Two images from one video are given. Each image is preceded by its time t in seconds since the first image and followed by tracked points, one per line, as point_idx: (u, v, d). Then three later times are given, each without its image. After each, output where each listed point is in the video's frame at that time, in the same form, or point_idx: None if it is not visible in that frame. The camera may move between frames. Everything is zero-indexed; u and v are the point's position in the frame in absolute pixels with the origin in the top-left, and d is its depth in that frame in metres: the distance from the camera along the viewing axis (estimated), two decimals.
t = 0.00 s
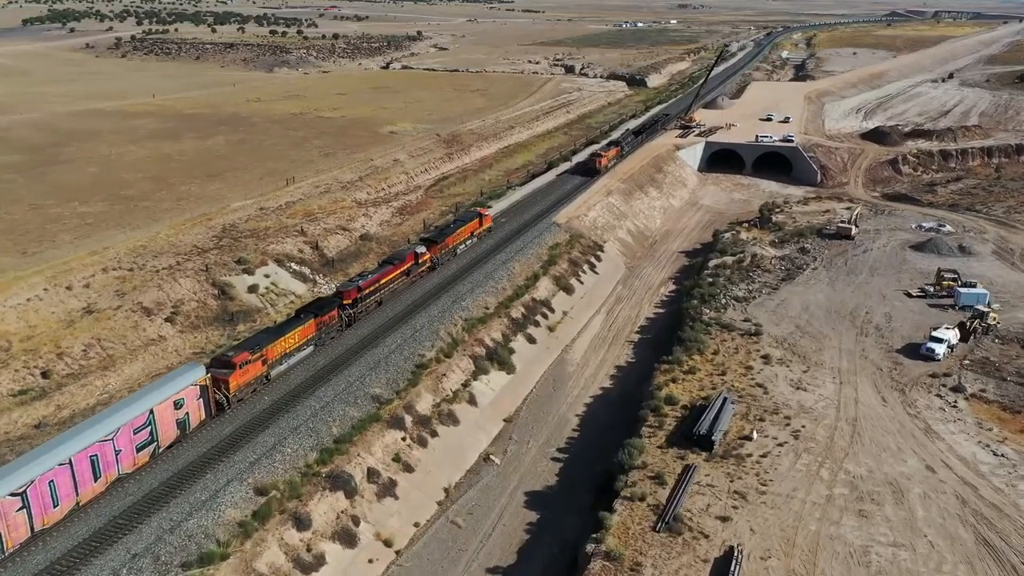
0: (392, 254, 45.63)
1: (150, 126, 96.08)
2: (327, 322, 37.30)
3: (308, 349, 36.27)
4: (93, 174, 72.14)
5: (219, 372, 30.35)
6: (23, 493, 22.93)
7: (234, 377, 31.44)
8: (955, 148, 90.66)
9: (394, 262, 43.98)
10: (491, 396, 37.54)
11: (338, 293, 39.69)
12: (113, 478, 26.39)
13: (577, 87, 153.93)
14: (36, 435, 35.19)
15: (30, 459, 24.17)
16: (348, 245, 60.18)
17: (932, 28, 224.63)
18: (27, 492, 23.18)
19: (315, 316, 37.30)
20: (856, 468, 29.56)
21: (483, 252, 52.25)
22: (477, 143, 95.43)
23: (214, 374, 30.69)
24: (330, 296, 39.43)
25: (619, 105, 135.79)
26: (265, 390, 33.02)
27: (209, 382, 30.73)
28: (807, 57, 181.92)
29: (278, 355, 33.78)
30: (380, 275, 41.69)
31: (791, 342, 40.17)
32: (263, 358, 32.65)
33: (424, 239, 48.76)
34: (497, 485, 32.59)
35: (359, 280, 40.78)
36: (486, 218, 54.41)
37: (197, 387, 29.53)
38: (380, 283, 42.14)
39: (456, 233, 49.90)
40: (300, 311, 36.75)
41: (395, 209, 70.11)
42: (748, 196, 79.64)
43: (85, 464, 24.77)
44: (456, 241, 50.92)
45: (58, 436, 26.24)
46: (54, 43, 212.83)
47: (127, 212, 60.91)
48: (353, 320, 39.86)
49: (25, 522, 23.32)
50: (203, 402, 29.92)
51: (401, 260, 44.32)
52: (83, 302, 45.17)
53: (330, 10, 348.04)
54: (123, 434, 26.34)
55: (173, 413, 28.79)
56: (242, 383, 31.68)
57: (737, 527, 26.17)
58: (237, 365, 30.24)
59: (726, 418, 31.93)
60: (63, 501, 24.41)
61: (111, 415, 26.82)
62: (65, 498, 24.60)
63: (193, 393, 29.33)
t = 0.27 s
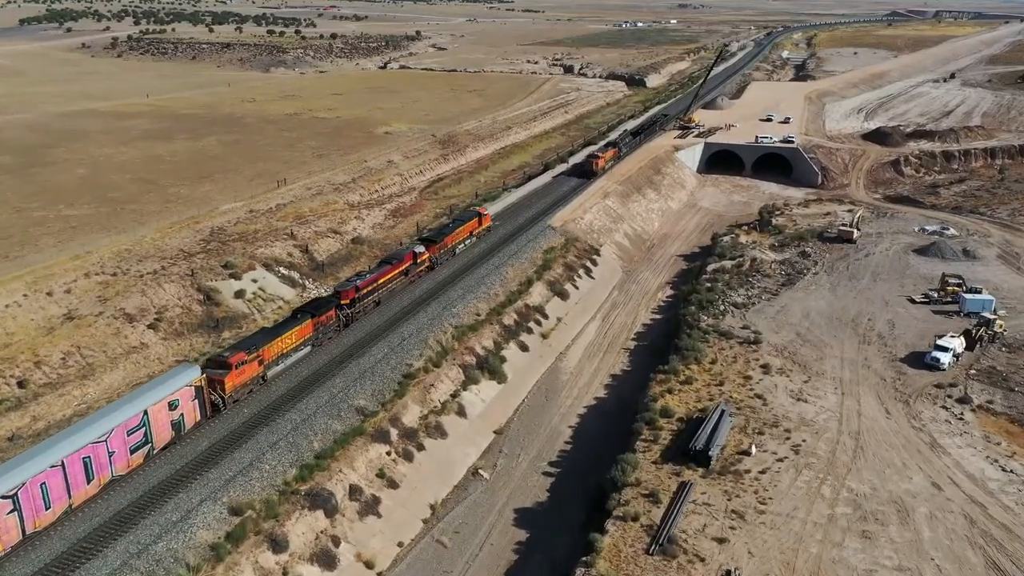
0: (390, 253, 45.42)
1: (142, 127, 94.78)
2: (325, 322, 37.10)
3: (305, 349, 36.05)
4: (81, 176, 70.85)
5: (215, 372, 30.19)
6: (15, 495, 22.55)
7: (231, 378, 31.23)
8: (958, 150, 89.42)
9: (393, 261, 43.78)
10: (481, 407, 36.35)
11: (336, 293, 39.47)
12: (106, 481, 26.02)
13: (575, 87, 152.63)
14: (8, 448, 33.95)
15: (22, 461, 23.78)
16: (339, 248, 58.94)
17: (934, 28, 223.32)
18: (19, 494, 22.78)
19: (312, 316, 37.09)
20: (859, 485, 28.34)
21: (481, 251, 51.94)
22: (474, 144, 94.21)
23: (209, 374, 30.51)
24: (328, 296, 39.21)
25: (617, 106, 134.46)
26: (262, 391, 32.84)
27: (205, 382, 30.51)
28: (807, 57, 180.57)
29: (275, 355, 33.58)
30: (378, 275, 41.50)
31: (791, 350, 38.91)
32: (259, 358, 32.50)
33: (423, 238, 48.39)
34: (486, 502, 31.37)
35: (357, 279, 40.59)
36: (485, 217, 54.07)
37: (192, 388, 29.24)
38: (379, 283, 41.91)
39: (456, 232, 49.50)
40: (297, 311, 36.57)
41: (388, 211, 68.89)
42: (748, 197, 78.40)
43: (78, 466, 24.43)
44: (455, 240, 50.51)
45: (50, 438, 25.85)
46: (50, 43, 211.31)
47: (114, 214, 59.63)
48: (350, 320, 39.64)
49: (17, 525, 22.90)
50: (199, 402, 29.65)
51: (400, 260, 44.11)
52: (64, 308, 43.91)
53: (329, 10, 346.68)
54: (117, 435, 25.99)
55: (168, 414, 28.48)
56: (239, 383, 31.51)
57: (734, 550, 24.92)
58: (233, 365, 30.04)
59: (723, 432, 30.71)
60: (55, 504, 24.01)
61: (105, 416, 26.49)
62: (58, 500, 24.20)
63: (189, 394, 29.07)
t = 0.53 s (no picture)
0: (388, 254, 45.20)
1: (132, 128, 93.28)
2: (321, 322, 36.81)
3: (301, 350, 35.73)
4: (66, 178, 69.37)
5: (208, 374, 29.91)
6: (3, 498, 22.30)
7: (225, 379, 30.86)
8: (961, 151, 88.00)
9: (390, 262, 43.58)
10: (468, 421, 34.96)
11: (333, 294, 39.19)
12: (98, 484, 25.76)
13: (574, 87, 151.16)
14: None
15: (12, 464, 23.57)
16: (328, 253, 57.48)
17: (935, 28, 221.87)
18: (8, 497, 22.52)
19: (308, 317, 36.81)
20: (862, 508, 26.91)
21: (478, 252, 51.62)
22: (469, 146, 92.78)
23: (202, 376, 30.23)
24: (325, 296, 38.94)
25: (615, 107, 133.03)
26: (256, 393, 32.53)
27: (198, 384, 30.21)
28: (808, 57, 179.04)
29: (270, 357, 33.28)
30: (375, 275, 41.23)
31: (790, 362, 37.46)
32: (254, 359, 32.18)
33: (420, 239, 48.10)
34: (470, 523, 29.96)
35: (354, 280, 40.33)
36: (485, 217, 53.79)
37: (185, 391, 28.94)
38: (376, 283, 41.64)
39: (454, 233, 49.23)
40: (293, 312, 36.31)
41: (380, 214, 67.45)
42: (747, 200, 76.95)
43: (68, 469, 24.20)
44: (454, 241, 50.21)
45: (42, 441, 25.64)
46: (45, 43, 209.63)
47: (97, 218, 58.18)
48: (347, 321, 39.34)
49: (5, 529, 22.64)
50: (192, 404, 29.34)
51: (397, 260, 43.87)
52: (39, 316, 42.49)
53: (327, 10, 345.16)
54: (108, 438, 25.70)
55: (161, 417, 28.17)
56: (233, 385, 31.18)
57: None
58: (227, 366, 29.71)
59: (719, 450, 29.30)
60: (45, 508, 23.75)
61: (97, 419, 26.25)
62: (48, 504, 23.92)
63: (182, 396, 28.75)
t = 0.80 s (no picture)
0: (384, 254, 44.83)
1: (122, 129, 91.92)
2: (316, 324, 36.48)
3: (297, 352, 35.37)
4: (50, 182, 67.99)
5: (201, 376, 29.54)
6: None
7: (219, 382, 30.48)
8: (963, 153, 86.60)
9: (387, 262, 43.27)
10: (454, 437, 33.57)
11: (328, 295, 38.77)
12: (89, 488, 25.62)
13: (572, 87, 149.81)
14: None
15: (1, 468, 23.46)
16: (315, 258, 56.06)
17: (937, 28, 220.45)
18: None
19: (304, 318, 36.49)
20: (864, 534, 25.51)
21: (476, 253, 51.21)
22: (464, 148, 91.42)
23: (196, 378, 29.94)
24: (321, 297, 38.61)
25: (613, 107, 131.62)
26: (251, 395, 32.13)
27: (191, 387, 29.87)
28: (808, 57, 177.56)
29: (265, 358, 32.91)
30: (371, 276, 40.89)
31: (789, 375, 36.04)
32: (248, 362, 31.73)
33: (417, 240, 47.77)
34: (453, 547, 28.60)
35: (350, 280, 39.96)
36: (483, 218, 53.48)
37: (178, 393, 28.73)
38: (372, 284, 41.30)
39: (451, 233, 49.00)
40: (289, 313, 35.96)
41: (371, 218, 66.08)
42: (746, 203, 75.56)
43: (57, 473, 24.05)
44: (452, 241, 49.93)
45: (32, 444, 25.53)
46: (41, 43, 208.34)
47: (78, 223, 56.79)
48: (343, 322, 39.02)
49: None
50: (184, 407, 29.13)
51: (394, 261, 43.54)
52: (12, 325, 41.08)
53: (326, 10, 343.87)
54: (98, 442, 25.55)
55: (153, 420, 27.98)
56: (227, 387, 30.79)
57: None
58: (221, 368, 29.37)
59: (714, 471, 27.94)
60: (34, 513, 23.61)
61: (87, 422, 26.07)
62: (37, 509, 23.77)
63: (174, 399, 28.53)
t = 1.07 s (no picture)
0: (382, 254, 44.40)
1: (113, 130, 90.78)
2: (312, 325, 36.16)
3: (292, 354, 35.10)
4: (37, 184, 66.84)
5: (196, 378, 29.23)
6: None
7: (214, 385, 30.21)
8: (965, 155, 85.45)
9: (384, 262, 42.85)
10: (440, 452, 32.40)
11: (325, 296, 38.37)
12: (81, 491, 25.16)
13: (570, 87, 148.69)
14: None
15: None
16: (304, 262, 54.87)
17: (938, 28, 219.30)
18: None
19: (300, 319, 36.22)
20: (866, 559, 24.33)
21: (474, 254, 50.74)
22: (459, 149, 90.31)
23: (191, 381, 29.77)
24: (317, 298, 38.30)
25: (612, 108, 130.44)
26: (246, 397, 31.91)
27: (186, 389, 29.68)
28: (809, 58, 176.41)
29: (260, 360, 32.65)
30: (368, 277, 40.53)
31: (788, 387, 34.83)
32: (244, 364, 31.48)
33: (415, 241, 47.38)
34: (437, 570, 27.42)
35: (347, 281, 39.56)
36: (481, 218, 53.14)
37: (172, 396, 28.30)
38: (369, 285, 40.96)
39: (450, 233, 48.62)
40: (285, 314, 35.73)
41: (362, 221, 64.92)
42: (745, 206, 74.42)
43: (48, 477, 23.58)
44: (450, 241, 49.59)
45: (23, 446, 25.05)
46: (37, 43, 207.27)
47: (63, 226, 55.62)
48: (340, 323, 38.68)
49: None
50: (177, 410, 28.76)
51: (391, 261, 43.12)
52: None
53: (325, 10, 342.84)
54: (90, 445, 25.13)
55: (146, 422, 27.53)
56: (222, 389, 30.54)
57: None
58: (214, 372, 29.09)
59: (709, 490, 26.71)
60: (24, 517, 23.14)
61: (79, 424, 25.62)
62: (27, 514, 23.30)
63: (168, 401, 28.11)
